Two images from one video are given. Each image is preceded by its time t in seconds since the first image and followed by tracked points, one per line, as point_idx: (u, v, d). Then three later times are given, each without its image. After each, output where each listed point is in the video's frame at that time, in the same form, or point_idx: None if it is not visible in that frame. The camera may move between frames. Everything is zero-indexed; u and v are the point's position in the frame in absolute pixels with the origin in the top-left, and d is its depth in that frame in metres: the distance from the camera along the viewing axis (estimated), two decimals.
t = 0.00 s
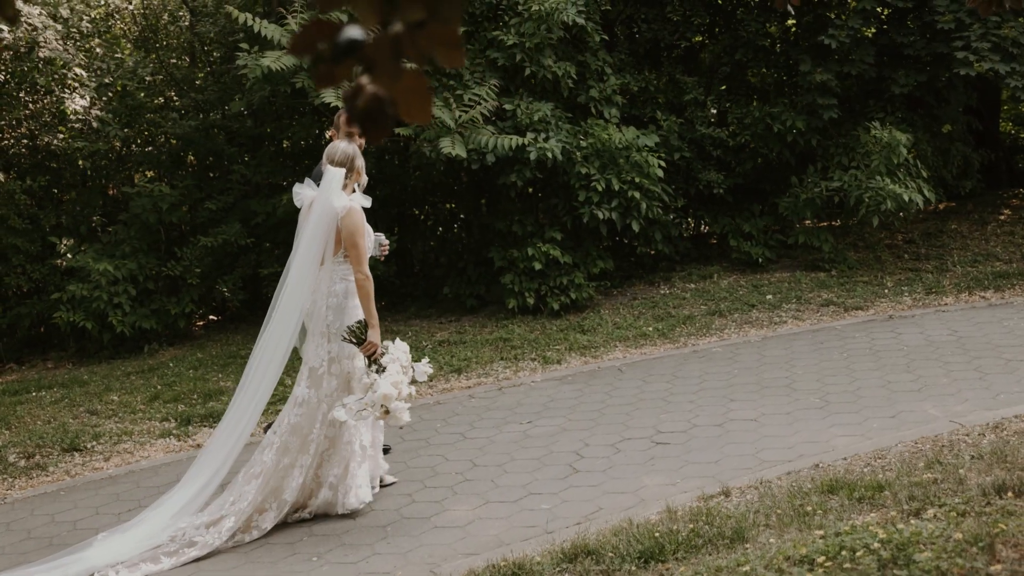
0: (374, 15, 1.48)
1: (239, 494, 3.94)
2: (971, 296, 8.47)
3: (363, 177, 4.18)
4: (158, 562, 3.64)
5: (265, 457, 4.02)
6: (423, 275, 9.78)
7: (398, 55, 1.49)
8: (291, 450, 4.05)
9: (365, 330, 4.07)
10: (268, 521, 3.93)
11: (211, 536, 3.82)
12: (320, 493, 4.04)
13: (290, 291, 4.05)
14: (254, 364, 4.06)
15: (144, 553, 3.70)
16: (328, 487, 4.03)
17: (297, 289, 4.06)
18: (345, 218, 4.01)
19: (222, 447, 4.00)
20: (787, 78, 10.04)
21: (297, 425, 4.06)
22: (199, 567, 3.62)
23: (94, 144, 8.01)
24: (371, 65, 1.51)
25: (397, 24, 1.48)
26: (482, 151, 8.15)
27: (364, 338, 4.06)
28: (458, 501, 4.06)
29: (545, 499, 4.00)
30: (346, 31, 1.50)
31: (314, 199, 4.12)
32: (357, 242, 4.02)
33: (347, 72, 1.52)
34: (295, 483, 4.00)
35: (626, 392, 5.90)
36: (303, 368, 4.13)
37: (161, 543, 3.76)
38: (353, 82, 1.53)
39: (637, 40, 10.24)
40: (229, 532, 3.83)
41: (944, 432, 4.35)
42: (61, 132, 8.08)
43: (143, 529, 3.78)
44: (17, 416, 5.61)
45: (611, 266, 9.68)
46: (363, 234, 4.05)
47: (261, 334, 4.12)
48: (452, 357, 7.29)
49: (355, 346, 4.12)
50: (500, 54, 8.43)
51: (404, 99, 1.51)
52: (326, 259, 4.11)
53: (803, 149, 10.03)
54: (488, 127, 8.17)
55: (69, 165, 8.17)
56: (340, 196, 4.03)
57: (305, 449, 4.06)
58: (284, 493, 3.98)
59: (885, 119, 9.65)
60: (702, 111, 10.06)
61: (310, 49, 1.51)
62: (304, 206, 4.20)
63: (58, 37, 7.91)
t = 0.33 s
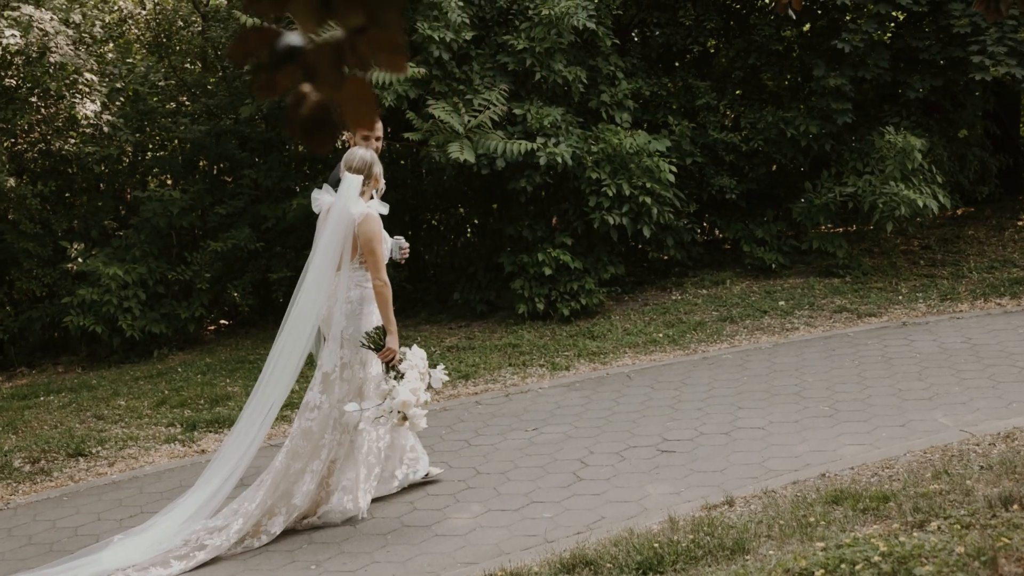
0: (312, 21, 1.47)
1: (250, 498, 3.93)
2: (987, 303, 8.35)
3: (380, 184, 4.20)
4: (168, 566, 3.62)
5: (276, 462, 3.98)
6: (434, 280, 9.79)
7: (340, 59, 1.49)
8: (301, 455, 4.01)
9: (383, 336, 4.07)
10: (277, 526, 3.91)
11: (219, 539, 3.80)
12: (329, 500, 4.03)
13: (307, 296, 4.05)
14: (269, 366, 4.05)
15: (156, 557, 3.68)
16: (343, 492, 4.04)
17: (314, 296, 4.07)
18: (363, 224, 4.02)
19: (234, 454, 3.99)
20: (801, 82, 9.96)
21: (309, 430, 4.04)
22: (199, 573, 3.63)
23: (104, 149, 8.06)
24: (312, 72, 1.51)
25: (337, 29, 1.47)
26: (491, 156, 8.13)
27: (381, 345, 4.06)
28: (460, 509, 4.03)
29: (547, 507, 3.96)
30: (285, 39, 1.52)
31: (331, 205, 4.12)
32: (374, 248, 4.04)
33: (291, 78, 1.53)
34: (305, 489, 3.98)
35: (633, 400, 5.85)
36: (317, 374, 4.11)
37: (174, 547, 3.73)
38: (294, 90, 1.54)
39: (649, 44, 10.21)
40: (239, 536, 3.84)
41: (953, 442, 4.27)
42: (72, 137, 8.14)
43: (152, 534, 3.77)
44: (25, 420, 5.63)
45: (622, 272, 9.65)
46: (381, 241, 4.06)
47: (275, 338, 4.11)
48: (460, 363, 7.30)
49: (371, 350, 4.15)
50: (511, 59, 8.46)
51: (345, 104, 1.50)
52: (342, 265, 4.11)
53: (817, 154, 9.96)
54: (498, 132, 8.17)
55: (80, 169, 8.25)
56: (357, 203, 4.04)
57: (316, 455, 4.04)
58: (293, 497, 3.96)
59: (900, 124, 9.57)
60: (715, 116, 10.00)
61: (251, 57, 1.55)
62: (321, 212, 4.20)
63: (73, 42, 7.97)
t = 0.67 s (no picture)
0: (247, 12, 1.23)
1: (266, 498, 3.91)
2: (1002, 304, 8.24)
3: (399, 185, 4.19)
4: (185, 564, 3.63)
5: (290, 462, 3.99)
6: (444, 280, 9.79)
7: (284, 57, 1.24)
8: (315, 454, 4.02)
9: (399, 337, 4.07)
10: (292, 526, 3.91)
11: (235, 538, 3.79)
12: (342, 500, 4.05)
13: (323, 296, 4.03)
14: (282, 366, 4.03)
15: (171, 556, 3.70)
16: (356, 493, 4.06)
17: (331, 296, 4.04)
18: (381, 225, 4.02)
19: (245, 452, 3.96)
20: (814, 81, 9.88)
21: (324, 431, 4.04)
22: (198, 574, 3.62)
23: (114, 149, 8.13)
24: (247, 74, 1.24)
25: (279, 23, 1.23)
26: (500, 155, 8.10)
27: (398, 346, 4.06)
28: (460, 512, 4.01)
29: (548, 511, 3.92)
30: (213, 30, 1.24)
31: (350, 206, 4.11)
32: (394, 249, 4.03)
33: (220, 80, 1.24)
34: (320, 489, 3.98)
35: (640, 402, 5.80)
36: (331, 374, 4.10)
37: (187, 546, 3.75)
38: (221, 94, 1.23)
39: (661, 43, 10.16)
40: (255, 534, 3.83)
41: (962, 446, 4.20)
42: (82, 137, 8.26)
43: (163, 533, 3.77)
44: (31, 420, 5.65)
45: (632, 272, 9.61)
46: (399, 242, 4.06)
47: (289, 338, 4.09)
48: (468, 364, 7.29)
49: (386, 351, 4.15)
50: (520, 58, 8.42)
51: (293, 110, 1.22)
52: (360, 266, 4.11)
53: (830, 153, 9.87)
54: (506, 132, 8.15)
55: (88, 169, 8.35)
56: (376, 204, 4.04)
57: (330, 455, 4.05)
58: (308, 497, 3.96)
59: (914, 123, 9.48)
60: (727, 114, 9.92)
61: (170, 54, 1.24)
62: (340, 212, 4.19)
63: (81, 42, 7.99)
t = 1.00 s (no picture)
0: (168, 22, 1.19)
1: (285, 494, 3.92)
2: (1017, 306, 8.12)
3: (419, 184, 4.27)
4: (207, 563, 3.63)
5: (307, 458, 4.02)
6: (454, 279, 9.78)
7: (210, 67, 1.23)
8: (334, 450, 4.06)
9: (416, 334, 4.16)
10: (311, 522, 3.91)
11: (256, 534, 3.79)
12: (353, 496, 4.04)
13: (345, 290, 4.08)
14: (298, 359, 4.02)
15: (187, 553, 3.70)
16: (367, 491, 4.07)
17: (352, 292, 4.10)
18: (403, 222, 4.09)
19: (260, 443, 3.94)
20: (828, 79, 9.77)
21: (342, 427, 4.10)
22: None
23: (122, 148, 8.05)
24: (170, 81, 1.22)
25: (202, 32, 1.21)
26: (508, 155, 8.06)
27: (414, 342, 4.15)
28: (460, 517, 3.97)
29: (549, 516, 3.88)
30: (134, 36, 1.19)
31: (371, 203, 4.18)
32: (414, 247, 4.10)
33: (146, 89, 1.21)
34: (336, 485, 4.00)
35: (647, 404, 5.76)
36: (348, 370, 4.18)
37: (203, 544, 3.75)
38: (148, 100, 1.21)
39: (673, 41, 10.08)
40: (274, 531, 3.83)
41: (970, 451, 4.13)
42: (90, 136, 8.18)
43: (178, 531, 3.76)
44: (36, 420, 5.66)
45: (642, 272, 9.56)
46: (420, 239, 4.12)
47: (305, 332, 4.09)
48: (474, 365, 7.27)
49: (404, 350, 4.23)
50: (528, 57, 8.38)
51: (226, 123, 1.23)
52: (382, 263, 4.19)
53: (843, 152, 9.77)
54: (515, 131, 8.10)
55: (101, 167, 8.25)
56: (398, 202, 4.11)
57: (348, 451, 4.09)
58: (325, 494, 3.97)
59: (928, 122, 9.40)
60: (738, 113, 9.82)
61: (91, 60, 1.18)
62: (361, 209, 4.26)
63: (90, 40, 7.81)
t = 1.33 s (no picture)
0: (82, 26, 0.85)
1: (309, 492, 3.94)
2: None
3: (439, 181, 4.27)
4: (230, 563, 3.65)
5: (326, 455, 4.05)
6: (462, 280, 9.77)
7: (138, 79, 0.87)
8: (357, 449, 4.06)
9: (431, 331, 4.11)
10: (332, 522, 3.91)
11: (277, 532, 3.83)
12: (373, 494, 4.05)
13: (364, 288, 4.13)
14: (316, 357, 4.07)
15: (205, 553, 3.72)
16: (385, 489, 4.08)
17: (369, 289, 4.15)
18: (419, 219, 4.08)
19: (274, 438, 3.98)
20: (840, 79, 9.68)
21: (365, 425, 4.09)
22: None
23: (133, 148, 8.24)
24: (89, 99, 0.87)
25: (127, 39, 0.87)
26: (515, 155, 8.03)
27: (429, 340, 4.09)
28: (459, 523, 3.94)
29: (548, 523, 3.85)
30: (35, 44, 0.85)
31: (389, 201, 4.23)
32: (430, 243, 4.08)
33: (57, 109, 0.86)
34: (358, 483, 4.01)
35: (653, 408, 5.72)
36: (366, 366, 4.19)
37: (219, 543, 3.77)
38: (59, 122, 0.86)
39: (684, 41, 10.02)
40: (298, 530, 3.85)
41: (977, 458, 4.07)
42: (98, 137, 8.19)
43: (196, 531, 3.76)
44: (40, 422, 5.67)
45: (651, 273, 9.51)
46: (436, 235, 4.10)
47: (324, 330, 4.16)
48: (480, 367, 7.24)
49: (420, 348, 4.19)
50: (536, 57, 8.34)
51: (155, 144, 0.87)
52: (401, 260, 4.23)
53: (855, 152, 9.69)
54: (522, 132, 8.06)
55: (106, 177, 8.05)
56: (414, 198, 4.13)
57: (370, 450, 4.09)
58: (346, 492, 3.98)
59: (941, 122, 9.32)
60: (749, 113, 9.74)
61: None
62: (380, 207, 4.31)
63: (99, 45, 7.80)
